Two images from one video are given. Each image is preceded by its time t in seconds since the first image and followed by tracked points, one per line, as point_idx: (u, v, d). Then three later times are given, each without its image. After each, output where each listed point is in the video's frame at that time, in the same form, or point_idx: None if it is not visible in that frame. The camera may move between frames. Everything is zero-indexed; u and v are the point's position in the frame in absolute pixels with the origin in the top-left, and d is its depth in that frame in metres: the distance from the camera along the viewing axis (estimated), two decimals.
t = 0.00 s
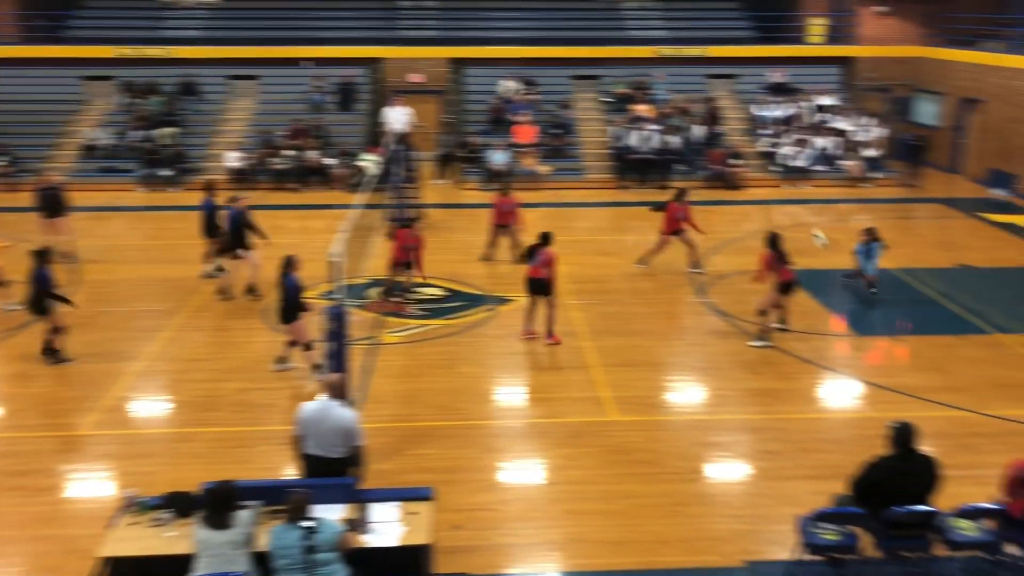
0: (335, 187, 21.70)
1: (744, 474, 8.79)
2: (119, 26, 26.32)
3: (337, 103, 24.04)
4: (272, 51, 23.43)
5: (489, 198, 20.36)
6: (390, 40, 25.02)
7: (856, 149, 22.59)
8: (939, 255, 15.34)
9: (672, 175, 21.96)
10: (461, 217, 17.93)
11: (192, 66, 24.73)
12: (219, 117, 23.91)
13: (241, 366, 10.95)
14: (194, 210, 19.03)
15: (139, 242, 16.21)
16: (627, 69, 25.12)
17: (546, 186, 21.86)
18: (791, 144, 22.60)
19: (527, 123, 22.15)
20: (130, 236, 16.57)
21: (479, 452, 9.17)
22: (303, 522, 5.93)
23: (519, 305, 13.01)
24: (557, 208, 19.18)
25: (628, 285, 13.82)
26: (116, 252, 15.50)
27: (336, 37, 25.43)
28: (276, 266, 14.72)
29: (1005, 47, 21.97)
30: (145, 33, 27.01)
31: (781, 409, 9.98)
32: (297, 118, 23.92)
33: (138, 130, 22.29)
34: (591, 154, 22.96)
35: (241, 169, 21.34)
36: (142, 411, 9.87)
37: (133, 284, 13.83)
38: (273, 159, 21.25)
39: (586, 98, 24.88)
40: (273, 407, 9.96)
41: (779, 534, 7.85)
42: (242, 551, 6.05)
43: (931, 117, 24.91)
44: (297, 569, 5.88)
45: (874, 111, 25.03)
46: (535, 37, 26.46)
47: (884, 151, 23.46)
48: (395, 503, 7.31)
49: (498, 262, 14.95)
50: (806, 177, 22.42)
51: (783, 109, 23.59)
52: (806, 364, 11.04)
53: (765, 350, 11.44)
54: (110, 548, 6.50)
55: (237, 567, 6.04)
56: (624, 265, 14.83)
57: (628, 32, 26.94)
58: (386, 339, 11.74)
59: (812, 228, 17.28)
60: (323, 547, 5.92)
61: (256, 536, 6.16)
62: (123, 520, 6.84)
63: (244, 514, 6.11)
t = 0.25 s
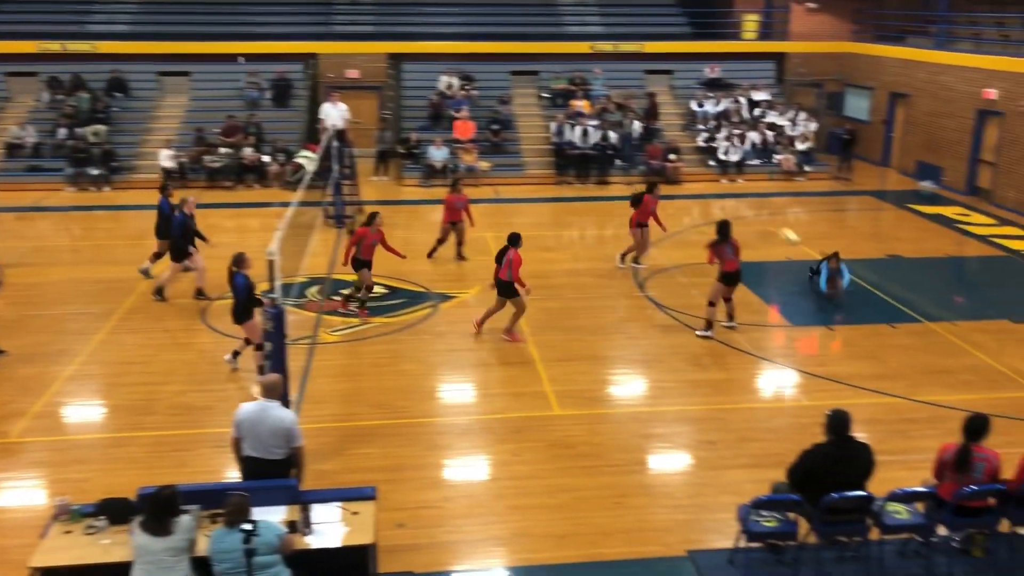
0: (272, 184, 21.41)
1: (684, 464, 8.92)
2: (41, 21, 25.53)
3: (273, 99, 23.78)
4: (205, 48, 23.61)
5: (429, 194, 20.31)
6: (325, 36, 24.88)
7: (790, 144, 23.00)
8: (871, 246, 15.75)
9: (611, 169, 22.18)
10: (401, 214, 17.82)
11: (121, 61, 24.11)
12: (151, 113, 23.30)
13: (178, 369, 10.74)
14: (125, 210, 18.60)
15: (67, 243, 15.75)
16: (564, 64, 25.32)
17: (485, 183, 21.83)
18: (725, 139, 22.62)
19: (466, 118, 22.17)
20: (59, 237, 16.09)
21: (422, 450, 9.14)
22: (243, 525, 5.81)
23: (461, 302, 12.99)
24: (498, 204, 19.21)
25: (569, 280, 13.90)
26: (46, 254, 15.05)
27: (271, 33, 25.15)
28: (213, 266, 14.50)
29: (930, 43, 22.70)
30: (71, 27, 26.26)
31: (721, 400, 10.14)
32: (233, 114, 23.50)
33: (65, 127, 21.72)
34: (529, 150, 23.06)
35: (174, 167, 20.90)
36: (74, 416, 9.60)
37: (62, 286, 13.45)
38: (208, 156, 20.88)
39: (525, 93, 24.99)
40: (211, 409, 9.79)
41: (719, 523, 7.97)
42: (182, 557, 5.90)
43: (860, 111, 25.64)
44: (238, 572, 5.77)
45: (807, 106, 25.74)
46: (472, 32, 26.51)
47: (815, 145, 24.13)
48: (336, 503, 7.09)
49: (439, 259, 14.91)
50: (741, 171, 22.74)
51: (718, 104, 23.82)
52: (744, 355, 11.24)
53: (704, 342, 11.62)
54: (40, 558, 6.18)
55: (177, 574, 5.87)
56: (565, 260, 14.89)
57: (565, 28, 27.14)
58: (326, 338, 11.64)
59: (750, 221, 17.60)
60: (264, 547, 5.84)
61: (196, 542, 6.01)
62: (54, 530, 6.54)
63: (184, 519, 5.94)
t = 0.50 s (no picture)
0: (235, 181, 21.19)
1: (651, 458, 8.98)
2: None
3: (235, 95, 23.52)
4: (164, 43, 23.31)
5: (395, 191, 20.25)
6: (289, 31, 24.70)
7: (753, 139, 23.03)
8: (834, 240, 15.97)
9: (576, 165, 22.26)
10: (367, 211, 17.74)
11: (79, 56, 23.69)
12: (110, 110, 22.92)
13: (141, 369, 10.61)
14: (84, 208, 18.31)
15: (25, 242, 15.47)
16: (530, 60, 25.36)
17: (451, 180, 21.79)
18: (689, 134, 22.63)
19: (432, 113, 21.97)
20: (16, 236, 15.80)
21: (388, 448, 9.11)
22: (209, 526, 5.77)
23: (428, 299, 12.97)
24: (464, 201, 19.18)
25: (536, 276, 13.92)
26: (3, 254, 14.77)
27: (233, 28, 24.90)
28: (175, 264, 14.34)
29: (889, 40, 23.04)
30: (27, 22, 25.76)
31: (687, 394, 10.22)
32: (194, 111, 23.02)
33: (21, 123, 21.26)
34: (495, 146, 23.06)
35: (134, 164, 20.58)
36: (34, 418, 9.45)
37: (21, 286, 13.21)
38: (170, 153, 20.63)
39: (490, 89, 24.99)
40: (175, 409, 9.69)
41: (685, 516, 8.04)
42: (147, 559, 5.83)
43: (822, 107, 25.98)
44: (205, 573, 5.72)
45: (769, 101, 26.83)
46: (437, 28, 26.45)
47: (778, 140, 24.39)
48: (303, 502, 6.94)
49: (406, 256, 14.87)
50: (704, 166, 22.79)
51: (682, 100, 23.81)
52: (709, 349, 11.33)
53: (670, 336, 11.70)
54: None
55: None
56: (532, 256, 14.92)
57: (530, 24, 27.19)
58: (292, 336, 11.55)
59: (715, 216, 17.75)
60: (231, 548, 5.78)
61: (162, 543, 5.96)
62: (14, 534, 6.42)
63: (150, 521, 5.87)
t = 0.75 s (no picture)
0: (219, 179, 21.09)
1: (637, 455, 9.00)
2: None
3: (219, 93, 23.39)
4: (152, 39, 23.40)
5: (381, 188, 20.22)
6: (274, 28, 24.61)
7: (738, 137, 23.05)
8: (819, 237, 16.05)
9: (562, 163, 22.28)
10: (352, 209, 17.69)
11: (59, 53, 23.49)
12: (93, 107, 22.76)
13: (125, 368, 10.55)
14: (67, 206, 18.19)
15: (6, 241, 15.34)
16: (515, 57, 25.36)
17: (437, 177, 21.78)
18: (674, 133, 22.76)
19: (417, 112, 21.77)
20: None
21: (374, 446, 9.10)
22: (195, 524, 5.73)
23: (414, 297, 12.95)
24: (449, 199, 19.17)
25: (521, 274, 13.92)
26: None
27: (217, 25, 24.79)
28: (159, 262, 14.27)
29: (873, 39, 23.17)
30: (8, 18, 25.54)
31: (673, 391, 10.25)
32: (178, 108, 22.99)
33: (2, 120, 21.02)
34: (481, 144, 23.04)
35: (117, 163, 20.48)
36: (17, 418, 9.38)
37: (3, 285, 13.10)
38: (153, 150, 20.52)
39: (475, 87, 24.98)
40: (159, 409, 9.64)
41: (672, 513, 8.06)
42: (132, 559, 5.80)
43: (806, 105, 26.11)
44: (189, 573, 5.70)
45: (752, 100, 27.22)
46: (422, 25, 26.41)
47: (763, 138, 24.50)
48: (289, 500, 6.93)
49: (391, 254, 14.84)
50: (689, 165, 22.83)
51: (667, 98, 23.89)
52: (694, 347, 11.36)
53: (656, 334, 11.73)
54: None
55: None
56: (518, 254, 14.93)
57: (516, 22, 27.18)
58: (277, 334, 11.51)
59: (701, 214, 17.80)
60: (215, 547, 5.75)
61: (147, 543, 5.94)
62: None
63: (133, 521, 5.83)
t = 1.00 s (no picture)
0: (216, 178, 21.07)
1: (634, 455, 9.00)
2: None
3: (216, 92, 23.36)
4: (146, 39, 23.29)
5: (377, 188, 20.21)
6: (270, 27, 24.61)
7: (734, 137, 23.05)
8: (816, 237, 16.06)
9: (559, 162, 22.29)
10: (349, 208, 17.68)
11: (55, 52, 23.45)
12: (89, 106, 22.73)
13: (121, 368, 10.54)
14: (63, 205, 18.17)
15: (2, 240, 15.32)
16: (512, 57, 25.37)
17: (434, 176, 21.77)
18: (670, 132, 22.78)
19: (414, 111, 21.93)
20: None
21: (371, 446, 9.09)
22: (190, 525, 5.65)
23: (411, 296, 12.94)
24: (446, 198, 19.17)
25: (518, 274, 13.92)
26: None
27: (213, 25, 24.78)
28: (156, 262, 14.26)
29: (869, 39, 23.21)
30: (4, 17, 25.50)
31: (670, 391, 10.25)
32: (174, 107, 22.98)
33: None
34: (478, 143, 23.04)
35: (113, 162, 20.42)
36: (12, 418, 9.36)
37: None
38: (150, 149, 20.51)
39: (472, 86, 24.98)
40: (156, 408, 9.63)
41: (668, 512, 8.06)
42: (127, 558, 5.79)
43: (802, 105, 26.14)
44: None
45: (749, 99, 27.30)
46: (419, 25, 26.41)
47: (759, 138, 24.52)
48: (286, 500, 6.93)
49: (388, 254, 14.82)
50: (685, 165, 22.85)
51: (664, 98, 23.91)
52: (691, 346, 11.36)
53: (653, 334, 11.74)
54: None
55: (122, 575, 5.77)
56: (515, 253, 14.92)
57: (513, 21, 27.19)
58: (274, 334, 11.50)
59: (698, 214, 17.81)
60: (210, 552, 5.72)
61: (142, 542, 5.92)
62: None
63: (129, 520, 5.81)
